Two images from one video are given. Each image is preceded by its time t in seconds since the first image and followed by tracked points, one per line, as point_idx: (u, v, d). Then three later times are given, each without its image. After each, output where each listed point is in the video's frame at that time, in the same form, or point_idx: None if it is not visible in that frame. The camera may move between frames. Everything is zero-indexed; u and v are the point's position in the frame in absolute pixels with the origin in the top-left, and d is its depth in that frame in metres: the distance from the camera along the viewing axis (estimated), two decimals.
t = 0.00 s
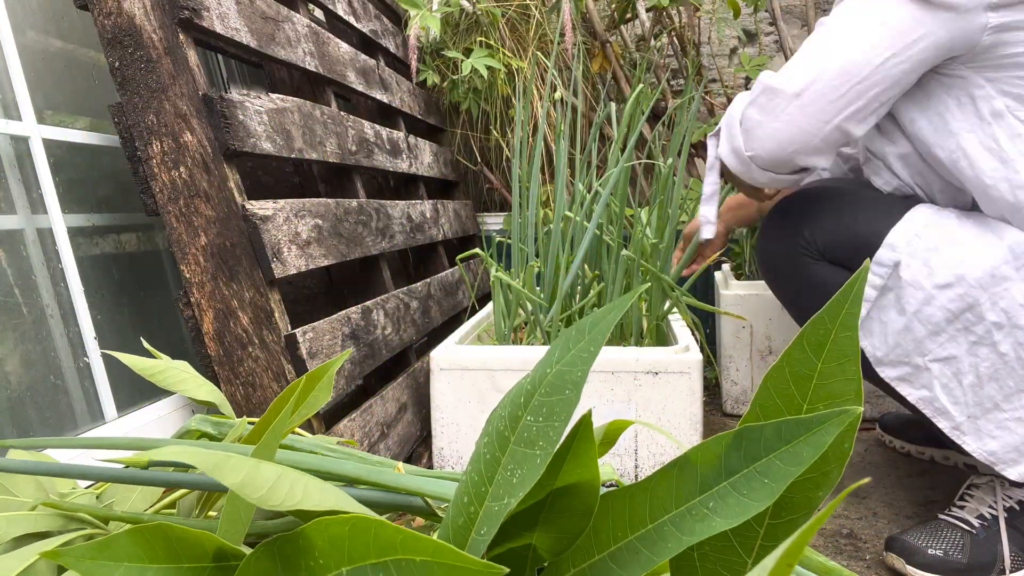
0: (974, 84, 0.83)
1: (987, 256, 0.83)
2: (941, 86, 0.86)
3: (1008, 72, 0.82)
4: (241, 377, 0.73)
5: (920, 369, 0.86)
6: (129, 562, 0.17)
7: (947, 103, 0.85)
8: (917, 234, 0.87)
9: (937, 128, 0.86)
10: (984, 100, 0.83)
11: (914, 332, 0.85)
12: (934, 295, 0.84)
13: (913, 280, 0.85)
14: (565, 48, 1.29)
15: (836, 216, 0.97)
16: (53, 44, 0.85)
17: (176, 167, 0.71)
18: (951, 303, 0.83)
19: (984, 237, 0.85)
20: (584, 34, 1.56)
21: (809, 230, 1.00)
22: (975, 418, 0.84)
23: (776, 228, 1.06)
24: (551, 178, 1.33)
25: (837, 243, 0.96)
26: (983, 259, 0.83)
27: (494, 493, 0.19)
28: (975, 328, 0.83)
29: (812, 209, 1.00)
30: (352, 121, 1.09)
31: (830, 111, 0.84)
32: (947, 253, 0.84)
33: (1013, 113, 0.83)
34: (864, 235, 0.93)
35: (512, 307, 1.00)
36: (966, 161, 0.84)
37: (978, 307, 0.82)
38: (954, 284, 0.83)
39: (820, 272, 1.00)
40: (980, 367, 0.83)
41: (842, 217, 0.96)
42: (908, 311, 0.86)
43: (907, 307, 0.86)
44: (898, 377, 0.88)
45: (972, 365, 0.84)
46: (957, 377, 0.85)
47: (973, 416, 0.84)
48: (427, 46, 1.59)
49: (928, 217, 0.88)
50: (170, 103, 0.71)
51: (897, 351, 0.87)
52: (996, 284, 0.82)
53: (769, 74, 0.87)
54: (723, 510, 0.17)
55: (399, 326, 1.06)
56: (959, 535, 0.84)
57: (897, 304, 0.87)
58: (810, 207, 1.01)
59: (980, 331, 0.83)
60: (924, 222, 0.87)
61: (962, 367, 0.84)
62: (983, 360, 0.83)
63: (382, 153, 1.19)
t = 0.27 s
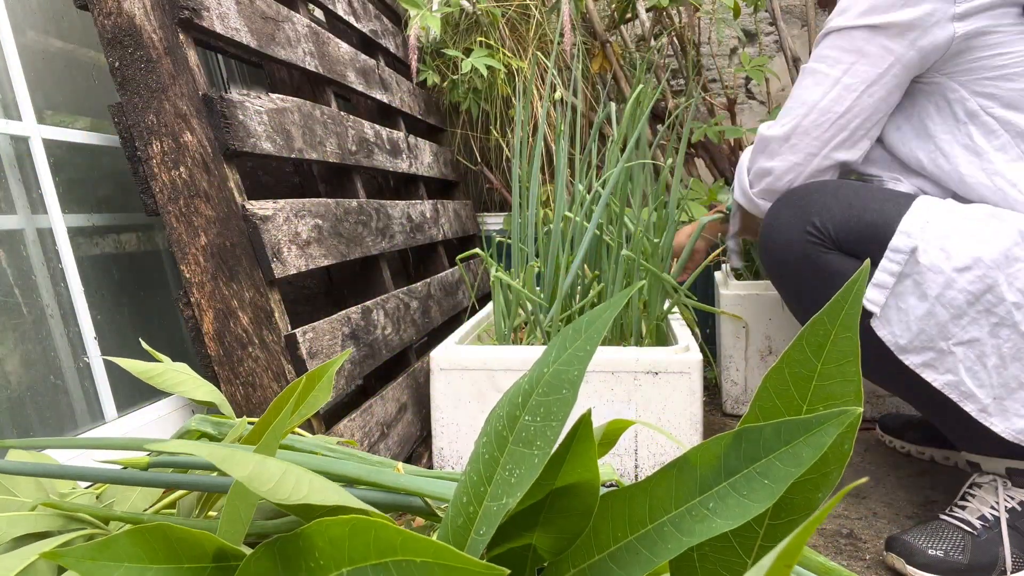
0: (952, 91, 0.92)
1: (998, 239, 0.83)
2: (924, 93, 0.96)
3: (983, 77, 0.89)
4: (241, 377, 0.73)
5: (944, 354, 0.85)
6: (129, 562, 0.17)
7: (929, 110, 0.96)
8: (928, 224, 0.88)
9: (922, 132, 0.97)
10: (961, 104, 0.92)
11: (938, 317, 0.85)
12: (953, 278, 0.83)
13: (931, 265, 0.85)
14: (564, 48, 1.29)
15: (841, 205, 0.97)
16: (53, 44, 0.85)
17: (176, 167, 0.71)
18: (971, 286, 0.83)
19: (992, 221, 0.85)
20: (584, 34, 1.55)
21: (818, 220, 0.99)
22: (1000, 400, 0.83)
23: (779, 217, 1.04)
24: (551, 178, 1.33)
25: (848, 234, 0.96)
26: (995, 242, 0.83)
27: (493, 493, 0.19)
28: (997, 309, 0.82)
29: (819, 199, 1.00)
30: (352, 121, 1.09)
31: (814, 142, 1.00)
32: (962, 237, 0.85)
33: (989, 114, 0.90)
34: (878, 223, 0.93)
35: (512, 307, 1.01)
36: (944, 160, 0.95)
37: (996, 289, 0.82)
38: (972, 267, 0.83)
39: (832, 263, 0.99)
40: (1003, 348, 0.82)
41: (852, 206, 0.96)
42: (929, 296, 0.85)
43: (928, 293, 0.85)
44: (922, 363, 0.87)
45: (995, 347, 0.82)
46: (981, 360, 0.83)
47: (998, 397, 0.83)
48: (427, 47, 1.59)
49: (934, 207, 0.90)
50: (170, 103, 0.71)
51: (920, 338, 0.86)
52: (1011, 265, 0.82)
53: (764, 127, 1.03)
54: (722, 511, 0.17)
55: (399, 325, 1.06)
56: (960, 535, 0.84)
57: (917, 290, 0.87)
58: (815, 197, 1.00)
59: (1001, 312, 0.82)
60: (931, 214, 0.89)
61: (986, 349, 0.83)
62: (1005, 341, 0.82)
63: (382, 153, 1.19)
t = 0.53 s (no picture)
0: (940, 92, 0.94)
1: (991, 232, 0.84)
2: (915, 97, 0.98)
3: (968, 78, 0.91)
4: (241, 377, 0.73)
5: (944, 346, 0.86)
6: (129, 562, 0.17)
7: (919, 112, 0.98)
8: (921, 219, 0.88)
9: (915, 134, 1.00)
10: (949, 104, 0.94)
11: (936, 310, 0.85)
12: (950, 272, 0.84)
13: (928, 260, 0.85)
14: (565, 48, 1.29)
15: (835, 207, 0.96)
16: (53, 44, 0.85)
17: (176, 167, 0.71)
18: (968, 278, 0.83)
19: (983, 216, 0.86)
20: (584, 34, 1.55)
21: (813, 221, 0.98)
22: (1003, 387, 0.83)
23: (774, 219, 1.03)
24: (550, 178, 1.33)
25: (844, 234, 0.95)
26: (988, 234, 0.84)
27: (493, 493, 0.19)
28: (995, 300, 0.82)
29: (813, 200, 0.98)
30: (352, 121, 1.09)
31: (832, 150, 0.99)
32: (956, 231, 0.85)
33: (976, 112, 0.92)
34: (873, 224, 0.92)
35: (512, 307, 1.01)
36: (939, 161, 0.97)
37: (992, 279, 0.82)
38: (968, 259, 0.83)
39: (828, 263, 0.98)
40: (1002, 337, 0.82)
41: (846, 207, 0.95)
42: (928, 291, 0.85)
43: (926, 288, 0.86)
44: (924, 358, 0.87)
45: (994, 337, 0.83)
46: (981, 350, 0.84)
47: (1000, 384, 0.83)
48: (427, 47, 1.59)
49: (926, 204, 0.90)
50: (170, 103, 0.71)
51: (922, 333, 0.86)
52: (1002, 255, 0.83)
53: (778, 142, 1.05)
54: (722, 511, 0.17)
55: (399, 325, 1.06)
56: (960, 535, 0.84)
57: (915, 286, 0.87)
58: (809, 197, 0.99)
59: (998, 302, 0.82)
60: (924, 210, 0.89)
61: (984, 339, 0.83)
62: (1004, 331, 0.82)
63: (382, 153, 1.19)
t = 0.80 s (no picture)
0: (929, 93, 0.94)
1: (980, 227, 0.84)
2: (902, 98, 0.98)
3: (956, 78, 0.92)
4: (241, 377, 0.73)
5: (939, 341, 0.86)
6: (130, 562, 0.17)
7: (908, 112, 0.98)
8: (912, 215, 0.89)
9: (902, 133, 0.99)
10: (938, 103, 0.94)
11: (929, 305, 0.85)
12: (942, 266, 0.84)
13: (920, 255, 0.86)
14: (565, 48, 1.29)
15: (826, 206, 0.97)
16: (53, 44, 0.85)
17: (176, 167, 0.71)
18: (959, 271, 0.84)
19: (973, 213, 0.86)
20: (584, 34, 1.55)
21: (805, 220, 0.99)
22: (997, 378, 0.83)
23: (766, 220, 1.04)
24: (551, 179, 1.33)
25: (836, 233, 0.96)
26: (977, 229, 0.84)
27: (493, 493, 0.19)
28: (986, 293, 0.82)
29: (804, 199, 1.00)
30: (352, 121, 1.09)
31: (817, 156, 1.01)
32: (946, 226, 0.86)
33: (965, 111, 0.92)
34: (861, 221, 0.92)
35: (512, 307, 1.01)
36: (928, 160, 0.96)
37: (983, 273, 0.82)
38: (958, 254, 0.84)
39: (822, 262, 0.99)
40: (995, 330, 0.83)
41: (837, 205, 0.96)
42: (921, 286, 0.86)
43: (918, 283, 0.86)
44: (919, 352, 0.87)
45: (986, 329, 0.83)
46: (975, 343, 0.84)
47: (995, 376, 0.83)
48: (427, 47, 1.59)
49: (916, 200, 0.90)
50: (170, 103, 0.71)
51: (917, 327, 0.86)
52: (990, 248, 0.83)
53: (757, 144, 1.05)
54: (722, 511, 0.17)
55: (399, 325, 1.06)
56: (960, 535, 0.84)
57: (908, 282, 0.87)
58: (799, 198, 1.00)
59: (990, 296, 0.82)
60: (914, 207, 0.89)
61: (978, 332, 0.84)
62: (997, 324, 0.83)
63: (382, 153, 1.19)
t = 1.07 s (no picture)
0: (907, 108, 0.96)
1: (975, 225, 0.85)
2: (883, 113, 0.99)
3: (933, 93, 0.94)
4: (241, 377, 0.73)
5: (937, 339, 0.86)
6: (129, 562, 0.17)
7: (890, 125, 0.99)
8: (906, 215, 0.90)
9: (885, 146, 1.00)
10: (917, 117, 0.95)
11: (926, 302, 0.86)
12: (938, 264, 0.85)
13: (916, 254, 0.87)
14: (565, 48, 1.29)
15: (821, 206, 0.98)
16: (53, 44, 0.85)
17: (176, 167, 0.71)
18: (954, 269, 0.84)
19: (967, 212, 0.88)
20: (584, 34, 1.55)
21: (802, 220, 0.99)
22: (995, 376, 0.84)
23: (762, 221, 1.04)
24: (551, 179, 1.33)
25: (833, 232, 0.96)
26: (972, 227, 0.85)
27: (493, 493, 0.19)
28: (982, 290, 0.83)
29: (800, 200, 1.00)
30: (352, 121, 1.09)
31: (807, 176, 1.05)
32: (942, 224, 0.87)
33: (945, 120, 0.94)
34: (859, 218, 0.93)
35: (512, 307, 1.01)
36: (912, 171, 0.97)
37: (979, 270, 0.83)
38: (953, 252, 0.85)
39: (819, 261, 0.99)
40: (992, 328, 0.83)
41: (833, 204, 0.97)
42: (917, 284, 0.86)
43: (915, 281, 0.87)
44: (918, 350, 0.87)
45: (984, 327, 0.84)
46: (973, 340, 0.85)
47: (993, 375, 0.84)
48: (427, 47, 1.59)
49: (911, 199, 0.91)
50: (170, 103, 0.71)
51: (914, 325, 0.87)
52: (984, 246, 0.84)
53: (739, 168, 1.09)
54: (723, 511, 0.17)
55: (399, 325, 1.06)
56: (960, 535, 0.84)
57: (904, 279, 0.88)
58: (794, 198, 1.01)
59: (986, 293, 0.83)
60: (910, 205, 0.90)
61: (975, 330, 0.84)
62: (994, 321, 0.83)
63: (382, 153, 1.19)
